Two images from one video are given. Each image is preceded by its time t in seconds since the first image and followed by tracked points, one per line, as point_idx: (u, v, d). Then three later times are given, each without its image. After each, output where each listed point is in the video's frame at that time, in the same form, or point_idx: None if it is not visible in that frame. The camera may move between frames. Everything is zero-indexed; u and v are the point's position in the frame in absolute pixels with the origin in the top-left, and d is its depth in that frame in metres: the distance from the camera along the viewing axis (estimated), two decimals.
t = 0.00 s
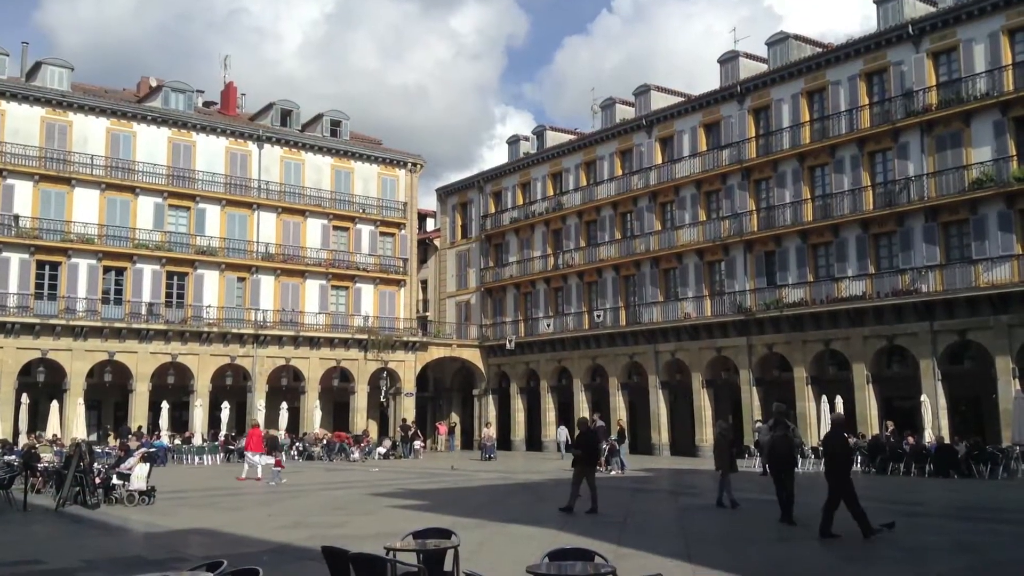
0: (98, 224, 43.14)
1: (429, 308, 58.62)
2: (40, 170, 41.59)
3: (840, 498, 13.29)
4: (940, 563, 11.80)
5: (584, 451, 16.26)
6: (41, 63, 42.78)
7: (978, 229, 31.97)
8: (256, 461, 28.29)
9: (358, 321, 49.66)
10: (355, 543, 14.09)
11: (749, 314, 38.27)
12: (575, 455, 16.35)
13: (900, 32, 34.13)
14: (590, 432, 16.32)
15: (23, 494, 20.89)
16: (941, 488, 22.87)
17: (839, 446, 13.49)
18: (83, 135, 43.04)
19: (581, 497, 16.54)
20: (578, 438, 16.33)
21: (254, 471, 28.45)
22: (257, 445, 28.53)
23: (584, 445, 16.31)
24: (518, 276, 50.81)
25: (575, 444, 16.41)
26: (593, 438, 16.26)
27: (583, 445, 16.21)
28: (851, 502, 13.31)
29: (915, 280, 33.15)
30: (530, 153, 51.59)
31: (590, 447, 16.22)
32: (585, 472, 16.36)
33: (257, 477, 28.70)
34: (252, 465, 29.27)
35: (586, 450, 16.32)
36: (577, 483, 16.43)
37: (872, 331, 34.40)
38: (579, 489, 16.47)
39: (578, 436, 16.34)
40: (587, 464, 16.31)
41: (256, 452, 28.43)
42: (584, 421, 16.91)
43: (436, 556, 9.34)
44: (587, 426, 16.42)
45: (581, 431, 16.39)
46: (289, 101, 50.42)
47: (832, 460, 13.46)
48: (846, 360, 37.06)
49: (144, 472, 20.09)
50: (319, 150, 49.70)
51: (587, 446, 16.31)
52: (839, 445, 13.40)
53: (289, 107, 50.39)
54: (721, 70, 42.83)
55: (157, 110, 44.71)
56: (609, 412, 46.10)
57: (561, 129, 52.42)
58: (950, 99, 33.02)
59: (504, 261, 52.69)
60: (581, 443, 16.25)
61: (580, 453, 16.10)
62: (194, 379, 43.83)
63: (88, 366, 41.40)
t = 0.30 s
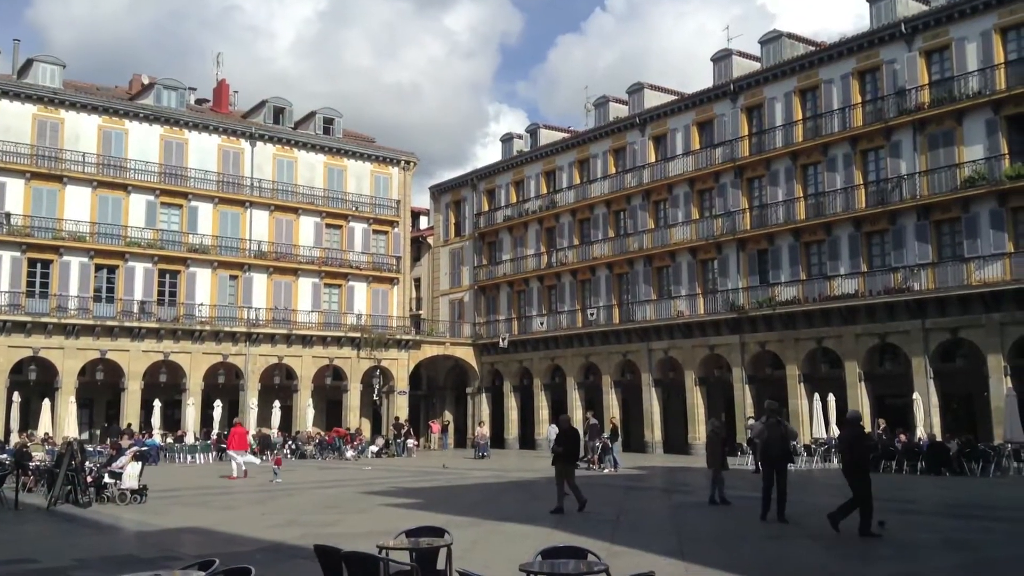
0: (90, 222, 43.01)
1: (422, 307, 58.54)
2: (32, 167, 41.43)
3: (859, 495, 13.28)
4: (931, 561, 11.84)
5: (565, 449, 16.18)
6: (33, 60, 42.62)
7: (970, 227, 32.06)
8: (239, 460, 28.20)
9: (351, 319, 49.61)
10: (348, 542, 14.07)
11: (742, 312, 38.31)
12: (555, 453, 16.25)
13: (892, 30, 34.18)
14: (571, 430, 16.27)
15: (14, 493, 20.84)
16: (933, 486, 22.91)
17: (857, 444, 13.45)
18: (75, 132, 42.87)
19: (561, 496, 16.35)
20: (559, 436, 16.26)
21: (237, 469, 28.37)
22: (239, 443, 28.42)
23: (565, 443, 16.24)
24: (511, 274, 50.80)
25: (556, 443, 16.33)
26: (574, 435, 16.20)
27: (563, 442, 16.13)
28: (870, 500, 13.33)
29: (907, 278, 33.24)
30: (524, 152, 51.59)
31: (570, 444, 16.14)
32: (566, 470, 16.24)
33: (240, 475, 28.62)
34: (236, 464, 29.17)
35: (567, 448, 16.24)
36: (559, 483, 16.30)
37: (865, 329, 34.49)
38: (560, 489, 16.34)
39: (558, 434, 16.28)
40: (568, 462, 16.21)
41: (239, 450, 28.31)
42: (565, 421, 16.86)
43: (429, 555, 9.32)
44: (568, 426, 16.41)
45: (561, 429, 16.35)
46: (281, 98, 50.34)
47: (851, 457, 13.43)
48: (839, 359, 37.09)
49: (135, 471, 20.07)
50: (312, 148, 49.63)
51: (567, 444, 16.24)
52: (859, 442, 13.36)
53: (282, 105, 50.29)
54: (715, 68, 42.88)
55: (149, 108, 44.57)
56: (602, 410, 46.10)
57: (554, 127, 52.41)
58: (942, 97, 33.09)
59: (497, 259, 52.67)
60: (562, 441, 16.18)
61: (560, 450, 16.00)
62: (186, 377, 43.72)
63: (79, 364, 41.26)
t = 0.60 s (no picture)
0: (74, 218, 42.74)
1: (408, 304, 58.43)
2: (15, 163, 41.13)
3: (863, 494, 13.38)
4: (914, 557, 11.90)
5: (541, 446, 16.02)
6: (16, 55, 42.28)
7: (954, 225, 32.24)
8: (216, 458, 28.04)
9: (336, 316, 49.47)
10: (333, 539, 14.02)
11: (727, 310, 38.42)
12: (532, 450, 16.09)
13: (877, 29, 34.31)
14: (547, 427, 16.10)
15: None
16: (917, 482, 23.03)
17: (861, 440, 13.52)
18: (58, 127, 42.56)
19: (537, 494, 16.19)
20: (535, 433, 16.10)
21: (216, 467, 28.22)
22: (217, 441, 28.24)
23: (541, 441, 16.08)
24: (497, 271, 50.80)
25: (533, 439, 16.18)
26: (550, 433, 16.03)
27: (539, 440, 15.96)
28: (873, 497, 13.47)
29: (891, 276, 33.43)
30: (511, 149, 51.56)
31: (546, 442, 15.98)
32: (542, 467, 16.09)
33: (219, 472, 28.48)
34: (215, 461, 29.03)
35: (543, 445, 16.08)
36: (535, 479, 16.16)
37: (849, 326, 34.68)
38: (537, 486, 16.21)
39: (534, 431, 16.12)
40: (544, 459, 16.04)
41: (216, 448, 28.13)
42: (542, 417, 16.70)
43: (415, 552, 9.29)
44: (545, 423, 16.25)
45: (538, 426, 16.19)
46: (267, 94, 50.11)
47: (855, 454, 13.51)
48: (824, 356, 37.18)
49: (119, 468, 19.96)
50: (297, 144, 49.45)
51: (543, 441, 16.08)
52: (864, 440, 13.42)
53: (267, 100, 50.07)
54: (701, 66, 42.94)
55: (133, 103, 44.28)
56: (588, 408, 46.14)
57: (540, 124, 52.38)
58: (926, 96, 33.26)
59: (483, 256, 52.64)
60: (538, 438, 16.02)
61: (535, 447, 15.84)
62: (170, 374, 43.50)
63: (62, 361, 40.98)
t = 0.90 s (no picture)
0: (50, 211, 42.35)
1: (388, 299, 58.28)
2: None
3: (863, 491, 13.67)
4: (889, 553, 11.98)
5: (511, 443, 15.99)
6: None
7: (930, 224, 32.49)
8: (189, 454, 27.89)
9: (315, 312, 49.29)
10: (311, 535, 13.97)
11: (706, 307, 38.57)
12: (502, 447, 16.05)
13: (857, 29, 34.53)
14: (516, 424, 16.09)
15: None
16: (893, 479, 23.21)
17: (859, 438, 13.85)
18: (35, 119, 42.13)
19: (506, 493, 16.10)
20: (504, 431, 16.08)
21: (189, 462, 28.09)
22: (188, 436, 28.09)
23: (510, 438, 16.06)
24: (478, 267, 50.76)
25: (502, 437, 16.15)
26: (519, 431, 16.02)
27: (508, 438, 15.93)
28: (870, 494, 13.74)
29: (868, 274, 33.69)
30: (492, 145, 51.52)
31: (516, 440, 15.97)
32: (512, 466, 16.05)
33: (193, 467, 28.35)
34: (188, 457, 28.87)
35: (513, 443, 16.06)
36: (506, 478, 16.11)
37: (826, 324, 34.92)
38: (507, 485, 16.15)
39: (505, 429, 16.09)
40: (514, 457, 16.01)
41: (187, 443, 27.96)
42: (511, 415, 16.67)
43: (393, 548, 9.27)
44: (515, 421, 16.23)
45: (507, 424, 16.17)
46: (246, 88, 49.82)
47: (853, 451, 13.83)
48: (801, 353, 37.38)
49: (94, 463, 19.79)
50: (277, 138, 49.18)
51: (514, 439, 16.07)
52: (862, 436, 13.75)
53: (246, 94, 49.77)
54: (681, 64, 43.03)
55: (111, 95, 43.90)
56: (568, 404, 46.20)
57: (522, 121, 52.35)
58: (904, 96, 33.48)
59: (464, 252, 52.58)
60: (509, 436, 15.99)
61: (505, 445, 15.83)
62: (147, 369, 43.18)
63: (38, 356, 40.60)
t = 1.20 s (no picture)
0: (19, 206, 41.83)
1: (362, 297, 58.05)
2: None
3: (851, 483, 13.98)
4: (858, 550, 12.06)
5: (473, 440, 15.99)
6: None
7: (901, 224, 32.80)
8: (151, 451, 27.71)
9: (289, 309, 49.01)
10: (283, 533, 13.92)
11: (680, 306, 38.74)
12: (464, 444, 16.05)
13: (830, 30, 34.80)
14: (479, 421, 16.12)
15: None
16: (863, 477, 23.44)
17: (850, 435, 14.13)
18: (4, 113, 41.59)
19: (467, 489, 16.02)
20: (467, 427, 16.10)
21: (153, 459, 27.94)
22: (151, 433, 27.88)
23: (473, 435, 16.07)
24: (453, 265, 50.67)
25: (465, 434, 16.15)
26: (482, 426, 16.04)
27: (470, 433, 15.96)
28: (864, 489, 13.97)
29: (840, 274, 33.98)
30: (467, 142, 51.46)
31: (478, 436, 15.99)
32: (473, 463, 16.03)
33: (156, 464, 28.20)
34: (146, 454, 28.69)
35: (476, 440, 16.06)
36: (466, 474, 16.06)
37: (798, 323, 35.19)
38: (468, 481, 16.11)
39: (467, 426, 16.11)
40: (475, 453, 15.99)
41: (150, 441, 27.77)
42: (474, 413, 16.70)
43: (366, 545, 9.25)
44: (477, 418, 16.26)
45: (470, 421, 16.19)
46: (220, 83, 49.46)
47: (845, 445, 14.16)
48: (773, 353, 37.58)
49: (63, 461, 19.57)
50: (250, 133, 48.87)
51: (476, 436, 16.08)
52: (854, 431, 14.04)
53: (220, 89, 49.40)
54: (657, 64, 43.17)
55: (82, 89, 43.43)
56: (542, 403, 46.22)
57: (498, 118, 52.34)
58: (877, 97, 33.78)
59: (439, 250, 52.47)
60: (470, 432, 16.00)
61: (466, 440, 15.84)
62: (117, 366, 42.71)
63: (6, 352, 40.06)
